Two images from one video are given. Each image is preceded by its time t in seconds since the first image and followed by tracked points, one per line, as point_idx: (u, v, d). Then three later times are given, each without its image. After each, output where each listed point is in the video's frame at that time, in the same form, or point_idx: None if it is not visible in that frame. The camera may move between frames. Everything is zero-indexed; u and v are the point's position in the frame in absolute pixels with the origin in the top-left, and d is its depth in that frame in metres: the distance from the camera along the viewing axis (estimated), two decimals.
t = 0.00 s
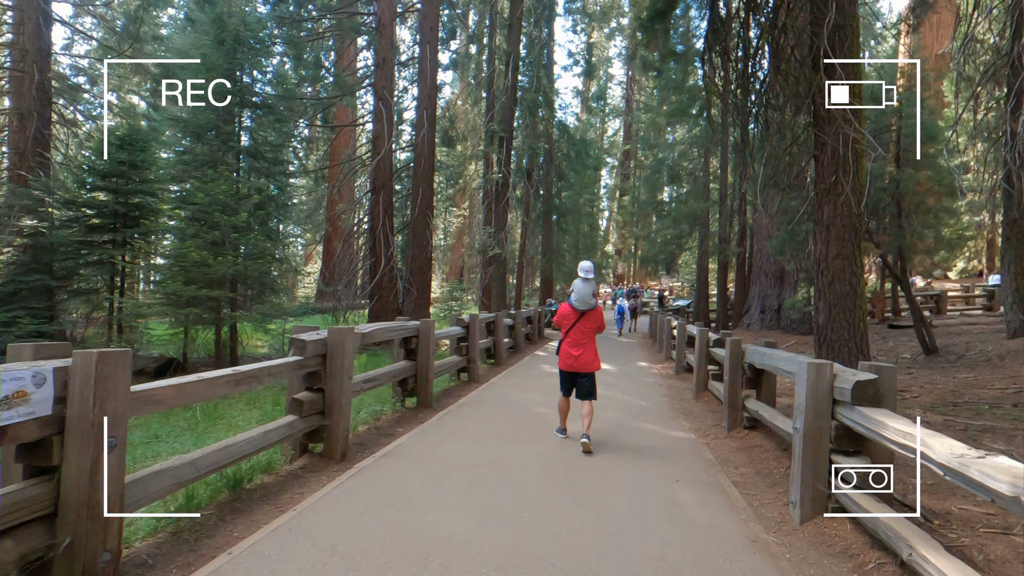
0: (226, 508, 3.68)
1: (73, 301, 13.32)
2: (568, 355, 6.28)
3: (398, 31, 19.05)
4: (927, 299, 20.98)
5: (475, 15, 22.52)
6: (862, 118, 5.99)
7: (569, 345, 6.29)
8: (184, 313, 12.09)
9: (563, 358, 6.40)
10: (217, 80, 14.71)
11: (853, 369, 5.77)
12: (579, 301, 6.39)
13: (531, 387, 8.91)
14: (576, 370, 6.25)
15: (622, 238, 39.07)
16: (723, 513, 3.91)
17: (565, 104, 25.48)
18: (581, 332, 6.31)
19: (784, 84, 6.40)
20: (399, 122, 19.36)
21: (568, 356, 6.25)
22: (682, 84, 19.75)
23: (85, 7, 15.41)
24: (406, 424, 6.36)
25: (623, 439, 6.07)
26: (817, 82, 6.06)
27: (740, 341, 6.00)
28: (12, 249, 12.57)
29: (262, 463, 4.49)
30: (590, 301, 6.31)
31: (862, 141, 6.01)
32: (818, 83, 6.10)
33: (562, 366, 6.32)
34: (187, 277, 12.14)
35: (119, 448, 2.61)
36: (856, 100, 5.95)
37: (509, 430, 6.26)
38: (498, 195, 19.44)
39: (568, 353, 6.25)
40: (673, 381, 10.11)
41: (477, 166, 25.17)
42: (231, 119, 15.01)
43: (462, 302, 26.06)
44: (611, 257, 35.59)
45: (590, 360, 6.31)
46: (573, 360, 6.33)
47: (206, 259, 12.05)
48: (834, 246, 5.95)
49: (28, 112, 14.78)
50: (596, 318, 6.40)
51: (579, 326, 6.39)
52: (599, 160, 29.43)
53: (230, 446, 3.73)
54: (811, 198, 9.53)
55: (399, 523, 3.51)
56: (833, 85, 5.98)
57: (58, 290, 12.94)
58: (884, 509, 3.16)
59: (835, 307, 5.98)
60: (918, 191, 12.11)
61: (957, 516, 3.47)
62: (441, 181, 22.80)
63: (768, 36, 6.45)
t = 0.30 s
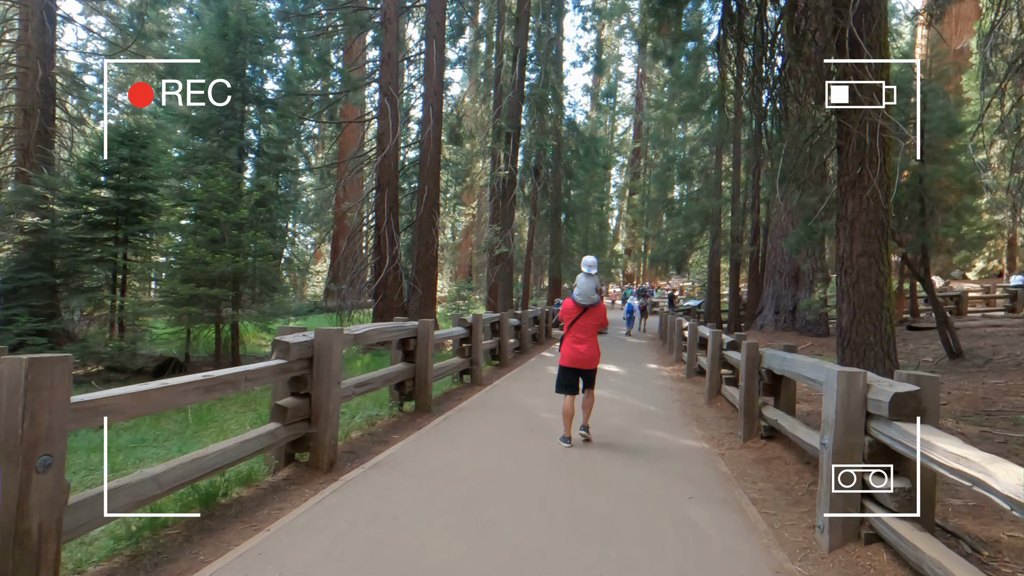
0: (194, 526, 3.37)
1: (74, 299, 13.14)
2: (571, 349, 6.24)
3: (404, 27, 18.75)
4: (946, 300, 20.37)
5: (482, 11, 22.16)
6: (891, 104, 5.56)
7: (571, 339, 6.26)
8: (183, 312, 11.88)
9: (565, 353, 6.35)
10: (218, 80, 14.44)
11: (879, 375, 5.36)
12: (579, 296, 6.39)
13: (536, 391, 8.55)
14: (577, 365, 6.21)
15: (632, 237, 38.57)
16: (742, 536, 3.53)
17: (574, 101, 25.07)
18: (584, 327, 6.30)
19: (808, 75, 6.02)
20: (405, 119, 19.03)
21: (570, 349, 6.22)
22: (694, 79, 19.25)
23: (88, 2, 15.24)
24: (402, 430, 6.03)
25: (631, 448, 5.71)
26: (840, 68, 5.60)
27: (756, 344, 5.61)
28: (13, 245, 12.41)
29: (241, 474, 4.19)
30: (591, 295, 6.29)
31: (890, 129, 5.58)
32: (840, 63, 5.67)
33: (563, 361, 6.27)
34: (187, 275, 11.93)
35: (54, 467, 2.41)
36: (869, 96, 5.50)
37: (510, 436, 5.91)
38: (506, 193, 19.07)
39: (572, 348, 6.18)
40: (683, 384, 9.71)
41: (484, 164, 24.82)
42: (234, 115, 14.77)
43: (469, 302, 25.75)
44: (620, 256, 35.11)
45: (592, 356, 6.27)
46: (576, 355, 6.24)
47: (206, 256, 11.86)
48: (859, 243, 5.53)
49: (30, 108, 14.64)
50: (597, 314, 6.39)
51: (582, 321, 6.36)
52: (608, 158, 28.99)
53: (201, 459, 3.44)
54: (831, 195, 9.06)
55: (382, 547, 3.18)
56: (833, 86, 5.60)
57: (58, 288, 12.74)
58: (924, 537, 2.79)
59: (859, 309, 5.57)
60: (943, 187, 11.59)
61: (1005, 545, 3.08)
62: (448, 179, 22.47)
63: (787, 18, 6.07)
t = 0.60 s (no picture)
0: (168, 547, 3.07)
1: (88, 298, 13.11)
2: (594, 358, 5.98)
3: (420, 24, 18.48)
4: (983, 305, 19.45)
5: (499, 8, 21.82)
6: (939, 87, 5.09)
7: (594, 347, 6.02)
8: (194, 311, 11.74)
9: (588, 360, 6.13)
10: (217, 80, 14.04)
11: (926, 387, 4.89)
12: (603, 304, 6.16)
13: (550, 396, 8.16)
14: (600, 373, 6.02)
15: (651, 238, 37.88)
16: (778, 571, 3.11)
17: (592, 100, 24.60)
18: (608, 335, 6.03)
19: (832, 69, 5.83)
20: (421, 118, 18.78)
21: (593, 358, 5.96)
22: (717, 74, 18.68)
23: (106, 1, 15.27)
24: (406, 438, 5.69)
25: (651, 461, 5.29)
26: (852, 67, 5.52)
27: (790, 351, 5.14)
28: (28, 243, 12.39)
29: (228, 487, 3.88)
30: (615, 304, 6.05)
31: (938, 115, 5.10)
32: (884, 44, 5.17)
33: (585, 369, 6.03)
34: (198, 274, 11.81)
35: None
36: (916, 81, 5.02)
37: (521, 445, 5.54)
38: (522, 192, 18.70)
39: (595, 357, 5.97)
40: (706, 391, 9.22)
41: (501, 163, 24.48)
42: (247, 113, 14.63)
43: (485, 303, 25.43)
44: (639, 258, 34.49)
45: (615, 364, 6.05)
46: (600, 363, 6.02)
47: (216, 255, 11.72)
48: (904, 242, 5.06)
49: (49, 107, 14.73)
50: (622, 322, 6.13)
51: (605, 329, 6.10)
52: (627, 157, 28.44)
53: (176, 473, 3.16)
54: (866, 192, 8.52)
55: None
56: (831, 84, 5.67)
57: (73, 287, 12.71)
58: None
59: (904, 314, 5.09)
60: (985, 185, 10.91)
61: None
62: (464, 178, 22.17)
63: None
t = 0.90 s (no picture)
0: None
1: (84, 298, 12.86)
2: (605, 357, 6.28)
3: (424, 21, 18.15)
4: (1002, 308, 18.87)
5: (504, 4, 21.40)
6: (977, 68, 4.68)
7: (604, 344, 6.34)
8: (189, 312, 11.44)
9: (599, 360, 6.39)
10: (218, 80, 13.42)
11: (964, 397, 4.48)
12: (616, 302, 6.45)
13: (555, 402, 7.82)
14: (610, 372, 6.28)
15: (657, 239, 37.45)
16: None
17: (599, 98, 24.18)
18: (618, 333, 6.33)
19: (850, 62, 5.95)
20: (424, 116, 18.47)
21: (603, 357, 6.25)
22: (726, 71, 18.23)
23: None
24: (400, 449, 5.34)
25: (661, 476, 4.90)
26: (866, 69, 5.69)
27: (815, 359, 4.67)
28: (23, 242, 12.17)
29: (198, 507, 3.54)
30: (627, 302, 6.33)
31: (977, 98, 4.70)
32: (920, 23, 4.74)
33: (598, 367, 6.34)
34: (192, 275, 11.47)
35: None
36: (955, 62, 4.59)
37: (522, 457, 5.17)
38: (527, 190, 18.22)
39: (603, 356, 6.25)
40: (717, 397, 8.81)
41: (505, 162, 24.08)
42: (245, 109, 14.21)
43: (489, 304, 25.08)
44: (645, 258, 34.07)
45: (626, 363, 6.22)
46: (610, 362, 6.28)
47: (211, 254, 11.41)
48: (938, 240, 4.65)
49: (48, 105, 14.54)
50: (633, 320, 6.42)
51: (617, 328, 6.37)
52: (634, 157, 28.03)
53: (131, 495, 2.82)
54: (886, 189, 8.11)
55: None
56: (834, 84, 5.90)
57: (67, 287, 12.45)
58: None
59: (938, 318, 4.69)
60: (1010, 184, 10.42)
61: None
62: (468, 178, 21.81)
63: None
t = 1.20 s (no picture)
0: None
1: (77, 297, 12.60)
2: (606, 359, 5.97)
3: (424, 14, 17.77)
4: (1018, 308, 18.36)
5: None
6: (1016, 43, 4.30)
7: (605, 346, 6.00)
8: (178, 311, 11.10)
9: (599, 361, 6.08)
10: (219, 79, 13.02)
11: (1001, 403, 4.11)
12: (618, 303, 6.07)
13: (556, 405, 7.44)
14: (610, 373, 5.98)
15: (663, 237, 36.99)
16: None
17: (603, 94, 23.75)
18: (620, 334, 5.98)
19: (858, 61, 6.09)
20: (426, 112, 18.13)
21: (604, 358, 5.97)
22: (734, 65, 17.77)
23: None
24: (388, 456, 4.99)
25: (669, 486, 4.53)
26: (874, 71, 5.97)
27: (838, 362, 4.31)
28: (14, 239, 11.94)
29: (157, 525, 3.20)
30: (629, 305, 5.96)
31: (1017, 75, 4.32)
32: None
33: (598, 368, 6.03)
34: (181, 271, 11.06)
35: None
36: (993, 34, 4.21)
37: (518, 466, 4.80)
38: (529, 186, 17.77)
39: (603, 357, 5.96)
40: (726, 400, 8.42)
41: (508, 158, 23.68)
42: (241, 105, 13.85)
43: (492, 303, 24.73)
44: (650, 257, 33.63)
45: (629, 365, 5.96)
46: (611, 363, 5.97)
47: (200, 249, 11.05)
48: (972, 232, 4.28)
49: (42, 100, 14.27)
50: (635, 323, 6.07)
51: (617, 331, 6.00)
52: (639, 154, 27.59)
53: (66, 517, 2.47)
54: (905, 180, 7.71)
55: None
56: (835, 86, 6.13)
57: (59, 284, 12.25)
58: None
59: (973, 318, 4.31)
60: None
61: None
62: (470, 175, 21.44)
63: None
